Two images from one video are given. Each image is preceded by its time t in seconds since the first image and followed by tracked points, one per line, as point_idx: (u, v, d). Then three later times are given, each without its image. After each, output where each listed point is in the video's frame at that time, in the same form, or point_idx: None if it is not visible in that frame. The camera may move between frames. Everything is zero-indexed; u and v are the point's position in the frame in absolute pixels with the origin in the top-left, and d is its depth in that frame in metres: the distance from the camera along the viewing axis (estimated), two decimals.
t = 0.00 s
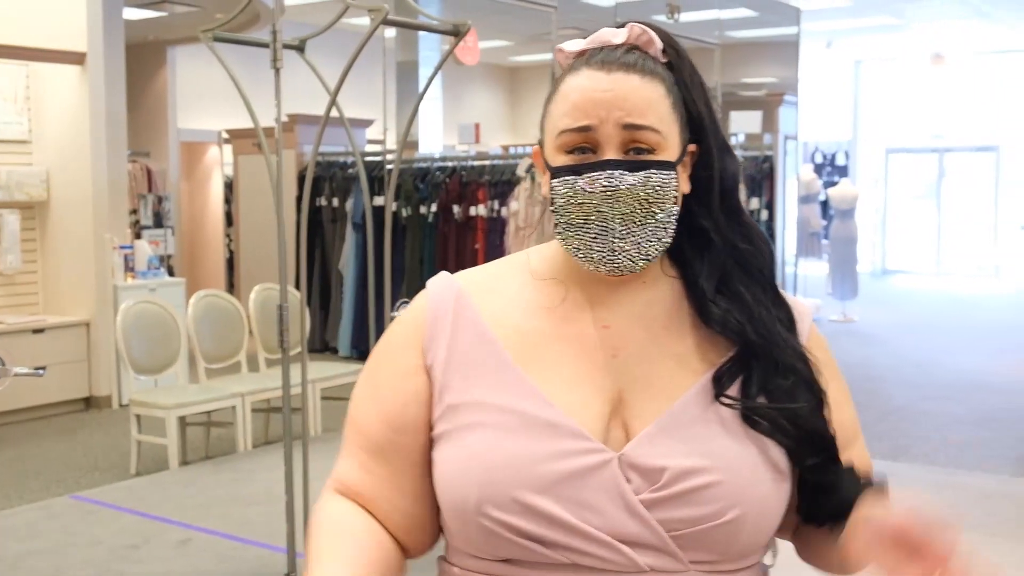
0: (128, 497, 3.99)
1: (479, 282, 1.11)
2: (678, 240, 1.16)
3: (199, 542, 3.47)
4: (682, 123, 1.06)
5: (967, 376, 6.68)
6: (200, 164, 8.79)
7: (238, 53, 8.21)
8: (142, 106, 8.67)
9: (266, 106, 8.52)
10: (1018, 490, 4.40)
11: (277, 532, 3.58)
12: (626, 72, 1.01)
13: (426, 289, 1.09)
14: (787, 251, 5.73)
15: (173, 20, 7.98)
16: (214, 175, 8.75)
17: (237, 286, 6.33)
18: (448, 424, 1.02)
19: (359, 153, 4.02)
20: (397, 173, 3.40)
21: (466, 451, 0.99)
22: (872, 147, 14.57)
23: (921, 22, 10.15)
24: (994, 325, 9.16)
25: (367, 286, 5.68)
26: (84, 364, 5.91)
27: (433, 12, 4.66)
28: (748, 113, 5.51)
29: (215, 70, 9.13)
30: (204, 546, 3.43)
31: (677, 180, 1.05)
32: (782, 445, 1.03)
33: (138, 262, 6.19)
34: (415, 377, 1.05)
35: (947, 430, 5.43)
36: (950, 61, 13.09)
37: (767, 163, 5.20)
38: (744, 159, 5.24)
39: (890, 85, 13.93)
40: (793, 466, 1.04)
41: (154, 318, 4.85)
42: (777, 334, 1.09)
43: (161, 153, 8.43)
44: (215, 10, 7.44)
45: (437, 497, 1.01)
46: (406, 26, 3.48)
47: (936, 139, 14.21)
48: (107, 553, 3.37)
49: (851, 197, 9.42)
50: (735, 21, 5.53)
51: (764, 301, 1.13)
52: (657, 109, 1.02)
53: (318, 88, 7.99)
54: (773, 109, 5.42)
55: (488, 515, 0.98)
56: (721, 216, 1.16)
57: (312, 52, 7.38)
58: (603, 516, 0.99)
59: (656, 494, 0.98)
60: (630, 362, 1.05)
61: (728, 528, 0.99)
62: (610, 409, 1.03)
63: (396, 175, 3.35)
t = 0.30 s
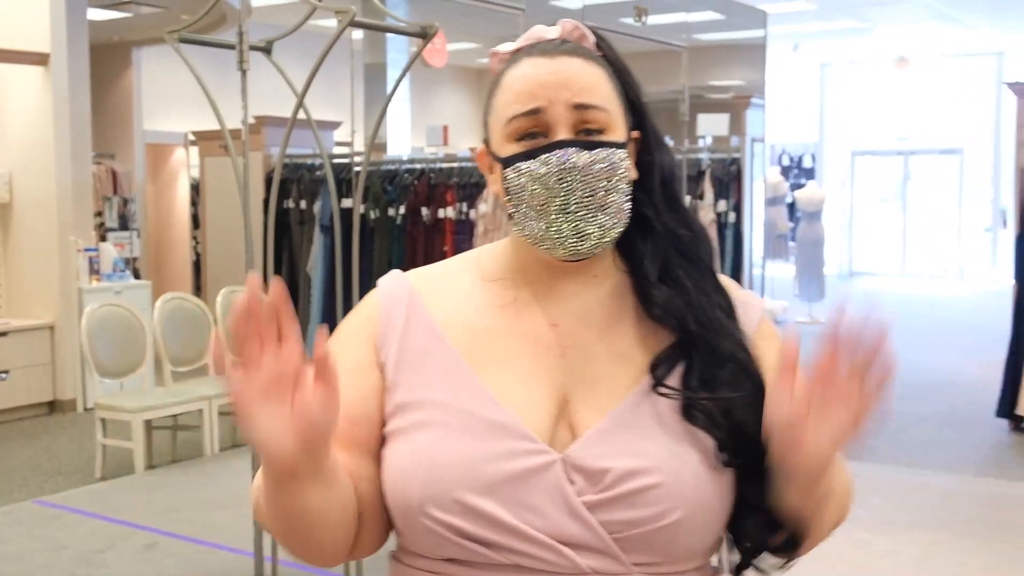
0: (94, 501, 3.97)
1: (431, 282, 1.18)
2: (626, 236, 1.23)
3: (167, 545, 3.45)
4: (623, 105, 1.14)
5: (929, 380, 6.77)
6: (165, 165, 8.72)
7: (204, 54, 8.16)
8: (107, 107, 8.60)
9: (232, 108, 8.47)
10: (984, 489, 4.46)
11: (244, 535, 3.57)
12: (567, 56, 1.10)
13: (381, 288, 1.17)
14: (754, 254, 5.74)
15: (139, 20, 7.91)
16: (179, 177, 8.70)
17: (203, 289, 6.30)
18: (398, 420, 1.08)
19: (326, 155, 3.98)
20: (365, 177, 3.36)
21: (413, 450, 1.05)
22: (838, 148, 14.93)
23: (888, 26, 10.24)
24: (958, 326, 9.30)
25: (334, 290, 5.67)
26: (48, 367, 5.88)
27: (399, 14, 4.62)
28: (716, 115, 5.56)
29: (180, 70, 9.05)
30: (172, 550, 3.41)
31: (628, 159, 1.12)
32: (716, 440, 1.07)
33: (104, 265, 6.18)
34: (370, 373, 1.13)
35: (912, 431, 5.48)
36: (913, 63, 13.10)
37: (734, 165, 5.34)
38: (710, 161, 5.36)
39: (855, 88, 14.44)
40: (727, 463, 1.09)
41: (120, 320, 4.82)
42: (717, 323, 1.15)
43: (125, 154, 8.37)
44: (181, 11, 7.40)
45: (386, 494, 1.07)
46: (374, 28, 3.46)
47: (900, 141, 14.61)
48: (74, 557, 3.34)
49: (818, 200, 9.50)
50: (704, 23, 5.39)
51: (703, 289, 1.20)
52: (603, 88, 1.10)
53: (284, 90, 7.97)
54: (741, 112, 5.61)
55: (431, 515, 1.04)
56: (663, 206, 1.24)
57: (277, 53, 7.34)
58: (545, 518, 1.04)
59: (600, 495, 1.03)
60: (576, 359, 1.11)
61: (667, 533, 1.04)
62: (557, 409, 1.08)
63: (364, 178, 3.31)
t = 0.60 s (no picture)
0: (77, 504, 3.95)
1: (369, 290, 1.24)
2: (570, 235, 1.31)
3: (151, 548, 3.44)
4: (571, 116, 1.20)
5: (913, 382, 6.80)
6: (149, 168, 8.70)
7: (188, 55, 8.16)
8: (89, 109, 8.59)
9: (216, 110, 8.48)
10: (967, 488, 4.48)
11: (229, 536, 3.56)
12: (514, 65, 1.14)
13: (318, 297, 1.22)
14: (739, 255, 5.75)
15: (122, 21, 7.90)
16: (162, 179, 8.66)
17: (188, 292, 6.30)
18: (335, 425, 1.14)
19: (311, 157, 3.97)
20: (349, 178, 3.35)
21: (352, 450, 1.11)
22: (824, 150, 15.02)
23: (872, 28, 10.29)
24: (942, 327, 9.34)
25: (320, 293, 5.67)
26: (31, 369, 5.86)
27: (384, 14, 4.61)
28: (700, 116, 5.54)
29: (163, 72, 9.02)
30: (158, 551, 3.40)
31: (567, 175, 1.19)
32: (665, 434, 1.14)
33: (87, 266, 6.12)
34: (306, 379, 1.18)
35: (896, 432, 5.53)
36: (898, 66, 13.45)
37: (720, 166, 5.38)
38: (696, 163, 5.41)
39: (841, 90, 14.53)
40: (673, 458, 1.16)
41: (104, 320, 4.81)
42: (659, 327, 1.23)
43: (108, 156, 8.37)
44: (164, 11, 7.36)
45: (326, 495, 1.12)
46: (358, 29, 3.46)
47: (886, 143, 14.70)
48: (57, 560, 3.32)
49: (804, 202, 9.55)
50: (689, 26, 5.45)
51: (646, 294, 1.28)
52: (547, 105, 1.15)
53: (269, 92, 7.97)
54: (727, 113, 5.55)
55: (370, 516, 1.10)
56: (607, 212, 1.32)
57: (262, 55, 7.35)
58: (485, 516, 1.10)
59: (541, 491, 1.09)
60: (515, 359, 1.18)
61: (607, 529, 1.10)
62: (499, 410, 1.15)
63: (349, 179, 3.30)
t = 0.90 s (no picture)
0: (78, 504, 3.94)
1: (336, 306, 1.23)
2: (532, 253, 1.26)
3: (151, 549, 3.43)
4: (526, 129, 1.18)
5: (915, 383, 6.82)
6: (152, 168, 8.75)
7: (190, 57, 8.19)
8: (92, 110, 8.63)
9: (219, 110, 8.51)
10: (968, 490, 4.46)
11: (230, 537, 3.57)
12: (466, 80, 1.14)
13: (287, 315, 1.21)
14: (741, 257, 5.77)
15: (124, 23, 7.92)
16: (165, 179, 8.71)
17: (191, 292, 6.31)
18: (306, 446, 1.12)
19: (313, 158, 3.97)
20: (352, 179, 3.35)
21: (319, 471, 1.09)
22: (825, 150, 15.05)
23: (873, 29, 10.30)
24: (944, 328, 9.37)
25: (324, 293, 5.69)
26: (33, 370, 5.87)
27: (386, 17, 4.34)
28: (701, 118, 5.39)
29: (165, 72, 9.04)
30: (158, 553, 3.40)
31: (524, 188, 1.17)
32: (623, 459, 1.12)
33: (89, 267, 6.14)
34: (273, 399, 1.16)
35: (899, 433, 5.54)
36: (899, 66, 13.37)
37: (722, 168, 5.43)
38: (697, 164, 5.50)
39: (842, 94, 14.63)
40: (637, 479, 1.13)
41: (106, 321, 4.81)
42: (620, 345, 1.18)
43: (111, 158, 8.42)
44: (167, 12, 7.38)
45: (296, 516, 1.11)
46: (360, 30, 3.46)
47: (885, 144, 14.74)
48: (57, 561, 3.31)
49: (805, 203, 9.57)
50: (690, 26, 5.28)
51: (609, 310, 1.24)
52: (501, 117, 1.14)
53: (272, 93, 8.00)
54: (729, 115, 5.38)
55: (340, 537, 1.08)
56: (568, 228, 1.26)
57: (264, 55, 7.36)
58: (454, 537, 1.08)
59: (508, 513, 1.07)
60: (481, 378, 1.15)
61: (579, 547, 1.09)
62: (467, 429, 1.13)
63: (351, 180, 3.30)
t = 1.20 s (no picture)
0: (82, 504, 3.96)
1: (321, 315, 1.27)
2: (518, 252, 1.29)
3: (156, 549, 3.44)
4: (508, 129, 1.20)
5: (919, 383, 6.83)
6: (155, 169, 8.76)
7: (195, 57, 8.19)
8: (96, 111, 8.66)
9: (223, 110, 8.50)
10: (970, 490, 4.48)
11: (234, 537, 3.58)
12: (445, 80, 1.15)
13: (271, 319, 1.24)
14: (746, 257, 5.78)
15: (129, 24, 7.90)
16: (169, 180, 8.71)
17: (194, 293, 6.31)
18: (294, 454, 1.17)
19: (316, 158, 3.96)
20: (356, 179, 3.34)
21: (308, 479, 1.14)
22: (829, 151, 15.04)
23: (877, 30, 10.31)
24: (949, 329, 9.36)
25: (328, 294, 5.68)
26: (37, 371, 5.88)
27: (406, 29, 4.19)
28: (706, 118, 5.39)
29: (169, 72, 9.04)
30: (162, 553, 3.41)
31: (506, 187, 1.19)
32: (617, 464, 1.17)
33: (93, 268, 6.13)
34: (260, 409, 1.20)
35: (903, 433, 5.55)
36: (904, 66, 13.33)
37: (725, 168, 5.52)
38: (702, 164, 5.54)
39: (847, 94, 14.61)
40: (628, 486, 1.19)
41: (110, 322, 4.81)
42: (607, 345, 1.23)
43: (115, 158, 8.44)
44: (171, 13, 7.37)
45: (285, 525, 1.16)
46: (362, 31, 3.45)
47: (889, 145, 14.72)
48: (62, 561, 3.32)
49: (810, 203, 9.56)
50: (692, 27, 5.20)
51: (592, 309, 1.28)
52: (481, 118, 1.16)
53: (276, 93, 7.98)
54: (732, 115, 5.39)
55: (329, 546, 1.13)
56: (552, 226, 1.29)
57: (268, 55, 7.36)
58: (444, 546, 1.13)
59: (499, 520, 1.12)
60: (467, 385, 1.20)
61: (570, 554, 1.14)
62: (457, 434, 1.18)
63: (355, 180, 3.29)
